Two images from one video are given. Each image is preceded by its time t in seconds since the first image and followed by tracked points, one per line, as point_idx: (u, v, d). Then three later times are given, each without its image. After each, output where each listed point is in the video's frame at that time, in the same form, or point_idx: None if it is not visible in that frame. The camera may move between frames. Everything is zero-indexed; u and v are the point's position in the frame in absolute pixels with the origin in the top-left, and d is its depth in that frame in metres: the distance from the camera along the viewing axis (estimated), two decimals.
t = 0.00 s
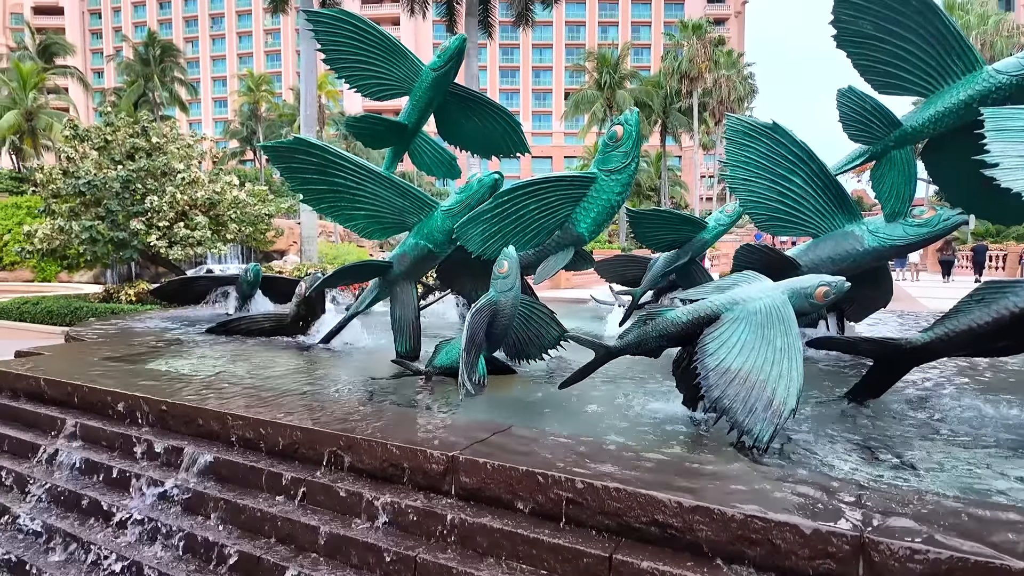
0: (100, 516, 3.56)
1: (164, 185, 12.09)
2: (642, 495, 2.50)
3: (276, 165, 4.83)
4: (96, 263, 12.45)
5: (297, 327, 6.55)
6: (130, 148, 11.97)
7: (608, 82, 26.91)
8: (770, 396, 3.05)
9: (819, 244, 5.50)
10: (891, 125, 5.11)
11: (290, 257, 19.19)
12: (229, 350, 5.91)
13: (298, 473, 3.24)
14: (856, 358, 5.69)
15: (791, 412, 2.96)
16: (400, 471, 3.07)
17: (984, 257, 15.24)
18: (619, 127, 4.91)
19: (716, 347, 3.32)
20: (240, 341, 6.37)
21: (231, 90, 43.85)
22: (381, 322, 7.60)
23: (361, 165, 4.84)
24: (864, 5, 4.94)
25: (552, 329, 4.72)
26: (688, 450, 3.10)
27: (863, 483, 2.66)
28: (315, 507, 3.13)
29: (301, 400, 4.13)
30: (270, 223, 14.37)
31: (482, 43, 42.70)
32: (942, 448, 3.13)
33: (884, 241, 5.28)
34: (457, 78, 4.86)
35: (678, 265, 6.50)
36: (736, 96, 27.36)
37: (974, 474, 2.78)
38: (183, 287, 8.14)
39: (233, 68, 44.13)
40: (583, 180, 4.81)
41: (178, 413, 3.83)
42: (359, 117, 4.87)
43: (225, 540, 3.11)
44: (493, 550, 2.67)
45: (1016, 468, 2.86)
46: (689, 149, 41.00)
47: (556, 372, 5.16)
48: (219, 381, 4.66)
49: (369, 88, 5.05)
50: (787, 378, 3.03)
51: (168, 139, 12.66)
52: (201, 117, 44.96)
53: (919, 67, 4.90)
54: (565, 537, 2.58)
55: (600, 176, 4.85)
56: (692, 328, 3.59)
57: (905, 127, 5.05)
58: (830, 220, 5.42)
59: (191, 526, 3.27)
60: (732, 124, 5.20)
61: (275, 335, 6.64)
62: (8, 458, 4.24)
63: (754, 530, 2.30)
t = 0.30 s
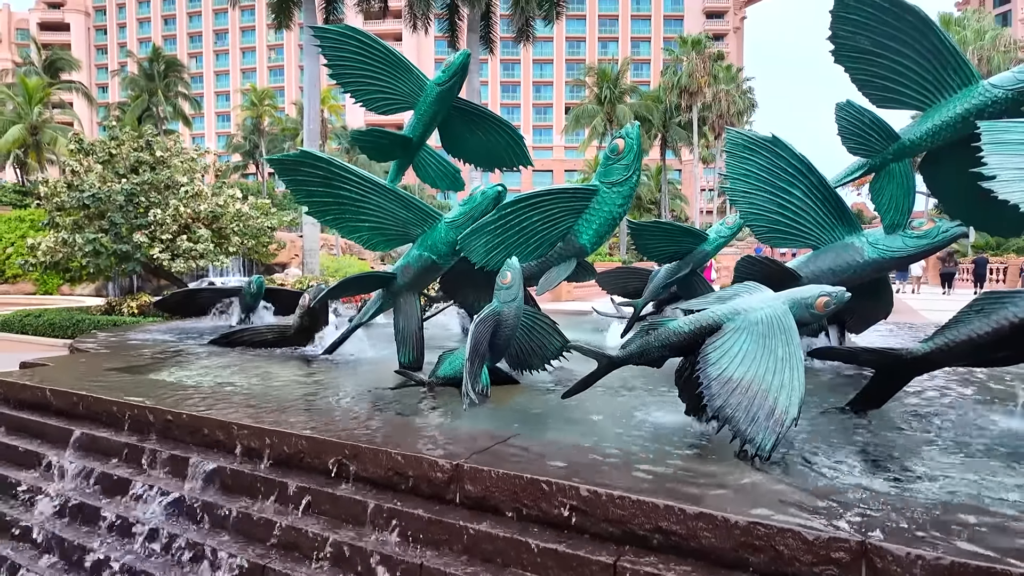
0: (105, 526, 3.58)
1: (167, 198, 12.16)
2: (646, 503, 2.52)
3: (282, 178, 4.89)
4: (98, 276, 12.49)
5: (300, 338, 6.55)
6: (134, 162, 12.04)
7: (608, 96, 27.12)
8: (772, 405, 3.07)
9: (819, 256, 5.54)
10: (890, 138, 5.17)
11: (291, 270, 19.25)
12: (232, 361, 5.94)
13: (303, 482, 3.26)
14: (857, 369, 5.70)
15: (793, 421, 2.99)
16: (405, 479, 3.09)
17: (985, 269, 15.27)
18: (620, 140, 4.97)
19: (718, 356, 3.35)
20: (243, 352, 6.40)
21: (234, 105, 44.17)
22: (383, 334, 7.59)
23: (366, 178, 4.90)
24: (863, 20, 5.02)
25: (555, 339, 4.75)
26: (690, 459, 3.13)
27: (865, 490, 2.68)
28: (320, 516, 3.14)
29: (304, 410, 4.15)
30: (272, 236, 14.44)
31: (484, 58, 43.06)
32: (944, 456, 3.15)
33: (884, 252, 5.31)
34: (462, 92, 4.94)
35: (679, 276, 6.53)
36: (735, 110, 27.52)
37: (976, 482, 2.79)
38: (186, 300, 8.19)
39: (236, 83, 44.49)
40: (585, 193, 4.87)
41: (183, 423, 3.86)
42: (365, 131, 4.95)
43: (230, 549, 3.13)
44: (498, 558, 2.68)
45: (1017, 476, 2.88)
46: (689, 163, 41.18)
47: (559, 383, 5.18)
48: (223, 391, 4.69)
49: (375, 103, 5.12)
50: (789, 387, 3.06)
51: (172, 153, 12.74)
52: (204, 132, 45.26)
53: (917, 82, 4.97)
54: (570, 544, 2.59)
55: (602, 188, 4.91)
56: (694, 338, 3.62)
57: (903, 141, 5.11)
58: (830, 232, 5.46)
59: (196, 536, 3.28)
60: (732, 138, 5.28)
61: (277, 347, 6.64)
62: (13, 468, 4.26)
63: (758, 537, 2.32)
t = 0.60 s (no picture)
0: (106, 531, 3.58)
1: (169, 209, 12.24)
2: (645, 504, 2.54)
3: (285, 187, 4.95)
4: (99, 285, 12.52)
5: (302, 346, 6.55)
6: (136, 172, 12.15)
7: (607, 108, 27.33)
8: (770, 408, 3.10)
9: (817, 263, 5.58)
10: (885, 147, 5.23)
11: (291, 280, 19.29)
12: (233, 369, 5.96)
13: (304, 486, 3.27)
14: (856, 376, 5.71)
15: (790, 424, 3.01)
16: (405, 483, 3.11)
17: (983, 280, 15.32)
18: (619, 149, 5.02)
19: (716, 360, 3.38)
20: (244, 360, 6.41)
21: (235, 116, 44.45)
22: (382, 342, 7.61)
23: (368, 186, 4.95)
24: (858, 31, 5.09)
25: (554, 346, 4.78)
26: (689, 462, 3.15)
27: (862, 493, 2.71)
28: (321, 519, 3.16)
29: (305, 415, 4.17)
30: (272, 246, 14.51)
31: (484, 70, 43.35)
32: (940, 460, 3.18)
33: (881, 260, 5.33)
34: (462, 102, 5.00)
35: (678, 284, 6.57)
36: (734, 121, 27.69)
37: (972, 485, 2.82)
38: (188, 308, 8.29)
39: (237, 95, 44.78)
40: (584, 201, 4.92)
41: (184, 428, 3.88)
42: (368, 139, 5.02)
43: (231, 553, 3.14)
44: (498, 560, 2.69)
45: (1012, 479, 2.90)
46: (688, 174, 41.36)
47: (558, 389, 5.20)
48: (224, 398, 4.71)
49: (377, 112, 5.18)
50: (786, 391, 3.09)
51: (174, 164, 12.87)
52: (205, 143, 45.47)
53: (912, 91, 5.04)
54: (569, 546, 2.61)
55: (601, 197, 4.95)
56: (693, 343, 3.65)
57: (898, 150, 5.17)
58: (827, 240, 5.51)
59: (198, 540, 3.29)
60: (729, 147, 5.33)
61: (278, 355, 6.63)
62: (14, 474, 4.27)
63: (755, 537, 2.34)
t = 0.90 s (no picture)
0: (92, 531, 3.57)
1: (166, 213, 12.24)
2: (628, 501, 2.54)
3: (276, 188, 4.95)
4: (95, 290, 12.50)
5: (295, 347, 6.52)
6: (133, 176, 12.12)
7: (605, 113, 27.42)
8: (757, 407, 3.10)
9: (809, 264, 5.58)
10: (876, 148, 5.24)
11: (288, 284, 19.29)
12: (225, 370, 5.95)
13: (290, 486, 3.26)
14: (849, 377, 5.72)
15: (777, 422, 3.01)
16: (391, 482, 3.10)
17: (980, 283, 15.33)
18: (610, 149, 5.03)
19: (704, 358, 3.38)
20: (236, 362, 6.40)
21: (234, 121, 44.52)
22: (375, 344, 7.62)
23: (360, 187, 4.95)
24: (848, 33, 5.07)
25: (545, 347, 4.77)
26: (676, 460, 3.15)
27: (847, 490, 2.70)
28: (306, 519, 3.14)
29: (296, 415, 4.17)
30: (269, 251, 14.54)
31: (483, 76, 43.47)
32: (927, 458, 3.18)
33: (872, 260, 5.32)
34: (454, 102, 5.01)
35: (671, 285, 6.59)
36: (731, 126, 27.75)
37: (957, 481, 2.82)
38: (182, 311, 8.30)
39: (236, 100, 44.87)
40: (575, 202, 4.92)
41: (172, 428, 3.87)
42: (359, 140, 5.02)
43: (216, 553, 3.12)
44: (482, 558, 2.68)
45: (999, 476, 2.90)
46: (685, 179, 41.43)
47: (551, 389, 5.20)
48: (215, 398, 4.70)
49: (368, 113, 5.19)
50: (773, 389, 3.09)
51: (171, 167, 12.87)
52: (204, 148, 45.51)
53: (902, 93, 5.05)
54: (553, 544, 2.60)
55: (592, 198, 4.94)
56: (681, 342, 3.66)
57: (889, 151, 5.18)
58: (819, 241, 5.52)
59: (182, 540, 3.27)
60: (721, 149, 5.33)
61: (271, 357, 6.61)
62: (2, 476, 4.25)
63: (738, 533, 2.33)
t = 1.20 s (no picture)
0: (63, 531, 3.50)
1: (155, 213, 12.15)
2: (603, 495, 2.50)
3: (258, 183, 4.89)
4: (83, 290, 12.39)
5: (279, 346, 6.47)
6: (122, 175, 12.03)
7: (598, 114, 27.47)
8: (736, 400, 3.07)
9: (795, 261, 5.57)
10: (861, 144, 5.24)
11: (280, 284, 19.20)
12: (208, 369, 5.89)
13: (264, 483, 3.21)
14: (836, 374, 5.70)
15: (756, 415, 2.99)
16: (366, 478, 3.05)
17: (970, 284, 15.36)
18: (595, 145, 4.99)
19: (685, 352, 3.35)
20: (220, 361, 6.34)
21: (227, 122, 44.35)
22: (362, 343, 7.57)
23: (342, 182, 4.90)
24: (833, 29, 5.06)
25: (529, 343, 4.73)
26: (655, 455, 3.11)
27: (825, 483, 2.68)
28: (280, 516, 3.10)
29: (276, 412, 4.12)
30: (260, 251, 14.48)
31: (476, 77, 43.45)
32: (908, 452, 3.15)
33: (858, 256, 5.30)
34: (437, 97, 4.99)
35: (658, 283, 6.58)
36: (724, 127, 27.79)
37: (936, 474, 2.80)
38: (169, 310, 8.24)
39: (229, 101, 44.71)
40: (560, 198, 4.88)
41: (147, 426, 3.81)
42: (341, 134, 4.98)
43: (188, 551, 3.07)
44: (457, 554, 2.64)
45: (979, 469, 2.87)
46: (678, 180, 41.46)
47: (535, 387, 5.16)
48: (195, 396, 4.64)
49: (351, 107, 5.15)
50: (753, 382, 3.06)
51: (160, 167, 12.78)
52: (196, 149, 45.32)
53: (886, 89, 5.04)
54: (528, 539, 2.56)
55: (577, 193, 4.91)
56: (662, 336, 3.62)
57: (873, 147, 5.19)
58: (805, 238, 5.50)
59: (154, 539, 3.22)
60: (706, 145, 5.30)
61: (255, 355, 6.55)
62: None
63: (713, 526, 2.30)
